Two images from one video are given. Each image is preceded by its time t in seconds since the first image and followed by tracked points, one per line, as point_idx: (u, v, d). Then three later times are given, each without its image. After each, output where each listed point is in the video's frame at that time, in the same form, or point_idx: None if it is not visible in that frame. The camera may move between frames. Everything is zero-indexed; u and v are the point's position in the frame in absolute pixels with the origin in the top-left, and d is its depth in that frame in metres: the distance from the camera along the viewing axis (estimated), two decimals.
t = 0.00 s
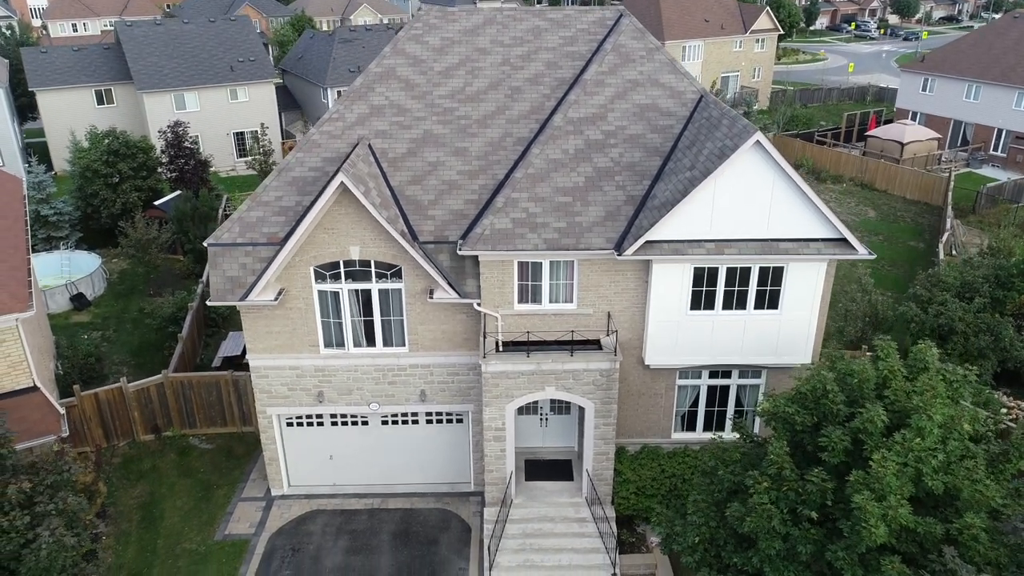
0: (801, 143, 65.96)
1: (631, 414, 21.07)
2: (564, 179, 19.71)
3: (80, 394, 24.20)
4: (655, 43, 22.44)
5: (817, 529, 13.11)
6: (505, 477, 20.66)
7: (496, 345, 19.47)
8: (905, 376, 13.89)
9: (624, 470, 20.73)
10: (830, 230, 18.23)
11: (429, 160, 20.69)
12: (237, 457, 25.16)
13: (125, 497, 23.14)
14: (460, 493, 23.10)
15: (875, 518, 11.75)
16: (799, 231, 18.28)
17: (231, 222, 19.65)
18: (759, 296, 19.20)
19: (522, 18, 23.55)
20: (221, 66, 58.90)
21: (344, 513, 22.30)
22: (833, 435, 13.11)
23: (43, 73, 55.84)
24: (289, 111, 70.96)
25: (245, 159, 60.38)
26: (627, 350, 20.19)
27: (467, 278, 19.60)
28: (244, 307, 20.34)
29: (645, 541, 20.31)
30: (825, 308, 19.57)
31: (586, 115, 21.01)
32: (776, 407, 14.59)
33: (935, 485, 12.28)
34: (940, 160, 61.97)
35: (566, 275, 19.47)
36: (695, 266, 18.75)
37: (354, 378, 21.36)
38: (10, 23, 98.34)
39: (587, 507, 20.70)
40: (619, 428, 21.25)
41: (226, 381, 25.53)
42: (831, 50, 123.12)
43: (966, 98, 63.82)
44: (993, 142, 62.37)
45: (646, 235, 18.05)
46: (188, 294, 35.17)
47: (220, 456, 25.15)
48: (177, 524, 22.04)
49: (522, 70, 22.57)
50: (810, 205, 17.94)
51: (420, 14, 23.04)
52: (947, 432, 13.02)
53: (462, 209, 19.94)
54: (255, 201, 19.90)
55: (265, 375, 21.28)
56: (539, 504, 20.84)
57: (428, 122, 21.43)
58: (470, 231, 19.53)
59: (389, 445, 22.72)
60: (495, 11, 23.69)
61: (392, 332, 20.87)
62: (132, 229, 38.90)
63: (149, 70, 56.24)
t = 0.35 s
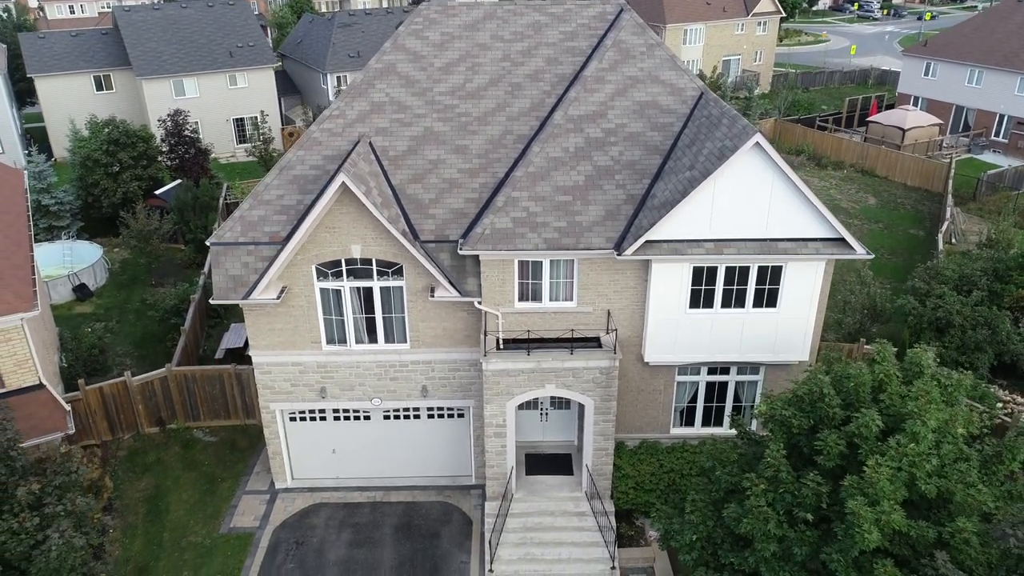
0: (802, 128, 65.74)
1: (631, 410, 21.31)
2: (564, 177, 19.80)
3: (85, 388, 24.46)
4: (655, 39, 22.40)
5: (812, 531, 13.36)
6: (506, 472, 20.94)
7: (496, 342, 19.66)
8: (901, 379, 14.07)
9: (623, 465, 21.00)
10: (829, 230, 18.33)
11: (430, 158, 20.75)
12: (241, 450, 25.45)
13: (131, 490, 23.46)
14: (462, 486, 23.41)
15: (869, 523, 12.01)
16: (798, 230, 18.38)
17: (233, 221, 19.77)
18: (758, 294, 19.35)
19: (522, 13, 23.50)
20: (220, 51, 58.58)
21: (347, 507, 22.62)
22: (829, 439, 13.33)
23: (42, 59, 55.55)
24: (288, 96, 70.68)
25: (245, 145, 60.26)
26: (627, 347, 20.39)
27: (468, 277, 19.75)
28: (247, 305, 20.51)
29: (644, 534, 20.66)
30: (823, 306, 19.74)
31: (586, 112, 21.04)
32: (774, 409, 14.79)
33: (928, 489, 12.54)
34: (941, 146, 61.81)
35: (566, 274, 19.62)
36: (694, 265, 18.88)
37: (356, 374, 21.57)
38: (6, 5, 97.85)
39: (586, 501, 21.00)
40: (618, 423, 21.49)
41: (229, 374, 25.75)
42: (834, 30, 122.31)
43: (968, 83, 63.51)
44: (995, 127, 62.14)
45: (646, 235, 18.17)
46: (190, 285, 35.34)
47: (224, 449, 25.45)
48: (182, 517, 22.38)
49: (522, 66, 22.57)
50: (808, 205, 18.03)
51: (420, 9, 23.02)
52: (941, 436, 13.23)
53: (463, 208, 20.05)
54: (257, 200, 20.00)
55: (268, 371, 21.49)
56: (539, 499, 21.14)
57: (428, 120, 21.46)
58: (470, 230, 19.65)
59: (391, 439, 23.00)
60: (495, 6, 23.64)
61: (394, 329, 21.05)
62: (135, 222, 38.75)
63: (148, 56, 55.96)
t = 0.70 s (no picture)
0: (802, 115, 65.49)
1: (627, 409, 21.51)
2: (561, 179, 19.82)
3: (85, 385, 24.63)
4: (653, 37, 22.31)
5: (803, 537, 13.55)
6: (503, 471, 21.17)
7: (493, 344, 19.79)
8: (893, 388, 14.23)
9: (618, 464, 21.23)
10: (824, 233, 18.39)
11: (427, 159, 20.75)
12: (241, 445, 25.67)
13: (132, 486, 23.71)
14: (460, 482, 23.66)
15: (859, 533, 12.20)
16: (793, 233, 18.44)
17: (230, 223, 19.81)
18: (754, 296, 19.45)
19: (519, 10, 23.41)
20: (217, 38, 58.16)
21: (345, 503, 22.87)
22: (821, 448, 13.51)
23: (38, 45, 55.12)
24: (286, 82, 70.16)
25: (243, 133, 60.03)
26: (623, 348, 20.54)
27: (465, 278, 19.84)
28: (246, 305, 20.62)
29: (639, 531, 20.94)
30: (818, 308, 19.87)
31: (583, 112, 21.01)
32: (767, 415, 14.95)
33: (918, 498, 12.74)
34: (941, 133, 61.66)
35: (563, 275, 19.70)
36: (690, 268, 18.97)
37: (354, 372, 21.73)
38: None
39: (582, 499, 21.25)
40: (614, 422, 21.69)
41: (228, 370, 25.91)
42: (836, 12, 121.29)
43: (969, 69, 63.13)
44: (996, 114, 61.93)
45: (642, 238, 18.23)
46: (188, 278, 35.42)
47: (224, 444, 25.67)
48: (183, 513, 22.66)
49: (519, 64, 22.50)
50: (804, 208, 18.08)
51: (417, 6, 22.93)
52: (931, 445, 13.40)
53: (460, 209, 20.10)
54: (254, 201, 20.03)
55: (267, 370, 21.63)
56: (536, 496, 21.38)
57: (425, 119, 21.43)
58: (467, 232, 19.73)
59: (389, 436, 23.21)
60: (492, 2, 23.52)
61: (391, 328, 21.18)
62: (133, 214, 38.77)
63: (144, 43, 55.57)
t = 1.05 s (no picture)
0: (802, 100, 65.09)
1: (621, 409, 21.65)
2: (556, 182, 19.78)
3: (83, 383, 24.74)
4: (649, 35, 22.14)
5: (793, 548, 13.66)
6: (498, 471, 21.34)
7: (488, 347, 19.87)
8: (883, 400, 14.31)
9: (613, 464, 21.40)
10: (819, 238, 18.38)
11: (421, 160, 20.69)
12: (238, 442, 25.85)
13: (131, 484, 23.91)
14: (455, 480, 23.86)
15: (848, 547, 12.30)
16: (787, 238, 18.43)
17: (224, 227, 19.79)
18: (748, 299, 19.50)
19: (515, 7, 23.23)
20: (213, 23, 57.59)
21: (342, 501, 23.08)
22: (811, 460, 13.62)
23: (31, 29, 54.54)
24: (283, 67, 69.34)
25: (240, 119, 59.63)
26: (617, 350, 20.63)
27: (460, 281, 19.86)
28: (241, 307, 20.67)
29: (633, 530, 21.16)
30: (811, 311, 19.93)
31: (579, 113, 20.93)
32: (758, 425, 15.05)
33: (907, 511, 12.84)
34: (942, 119, 61.40)
35: (557, 278, 19.73)
36: (684, 272, 18.98)
37: (350, 373, 21.84)
38: None
39: (577, 498, 21.45)
40: (609, 422, 21.83)
41: (225, 367, 26.00)
42: None
43: (970, 53, 62.64)
44: (996, 99, 61.59)
45: (636, 243, 18.21)
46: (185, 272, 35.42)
47: (221, 441, 25.84)
48: (181, 511, 22.88)
49: (514, 63, 22.36)
50: (798, 213, 18.05)
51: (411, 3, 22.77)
52: (921, 458, 13.48)
53: (454, 212, 20.08)
54: (248, 204, 19.99)
55: (263, 370, 21.72)
56: (531, 496, 21.59)
57: (420, 120, 21.35)
58: (462, 235, 19.72)
59: (386, 435, 23.37)
60: None
61: (387, 329, 21.25)
62: (129, 206, 38.69)
63: (139, 28, 55.08)
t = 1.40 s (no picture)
0: (803, 86, 64.58)
1: (617, 410, 21.75)
2: (553, 185, 19.70)
3: (82, 381, 24.86)
4: (647, 34, 21.96)
5: (785, 558, 13.74)
6: (495, 471, 21.50)
7: (485, 350, 19.93)
8: (877, 411, 14.36)
9: (609, 464, 21.52)
10: (815, 242, 18.34)
11: (417, 162, 20.60)
12: (237, 439, 25.97)
13: (131, 482, 24.08)
14: (453, 478, 24.00)
15: (840, 560, 12.36)
16: (784, 242, 18.39)
17: (220, 230, 19.75)
18: (744, 302, 19.51)
19: (512, 4, 23.03)
20: (208, 9, 56.95)
21: (340, 500, 23.23)
22: (803, 472, 13.70)
23: (26, 14, 53.72)
24: (280, 53, 68.55)
25: (237, 106, 59.17)
26: (614, 352, 20.68)
27: (457, 285, 19.85)
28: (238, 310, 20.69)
29: (629, 529, 21.32)
30: (808, 313, 19.93)
31: (576, 114, 20.80)
32: (751, 436, 15.11)
33: (898, 523, 12.92)
34: (943, 106, 61.12)
35: (554, 281, 19.71)
36: (680, 276, 18.97)
37: (347, 374, 21.92)
38: None
39: (573, 498, 21.63)
40: (605, 423, 21.94)
41: (224, 365, 26.05)
42: None
43: (973, 38, 62.15)
44: (998, 85, 61.12)
45: (633, 248, 18.18)
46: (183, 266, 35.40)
47: (220, 439, 25.96)
48: (180, 509, 23.07)
49: (511, 62, 22.19)
50: (795, 218, 17.99)
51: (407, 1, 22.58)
52: (913, 470, 13.54)
53: (450, 215, 20.02)
54: (244, 207, 19.93)
55: (260, 371, 21.79)
56: (527, 496, 21.77)
57: (416, 121, 21.23)
58: (458, 239, 19.68)
59: (384, 434, 23.46)
60: None
61: (384, 331, 21.26)
62: (126, 199, 38.57)
63: (135, 15, 54.48)
